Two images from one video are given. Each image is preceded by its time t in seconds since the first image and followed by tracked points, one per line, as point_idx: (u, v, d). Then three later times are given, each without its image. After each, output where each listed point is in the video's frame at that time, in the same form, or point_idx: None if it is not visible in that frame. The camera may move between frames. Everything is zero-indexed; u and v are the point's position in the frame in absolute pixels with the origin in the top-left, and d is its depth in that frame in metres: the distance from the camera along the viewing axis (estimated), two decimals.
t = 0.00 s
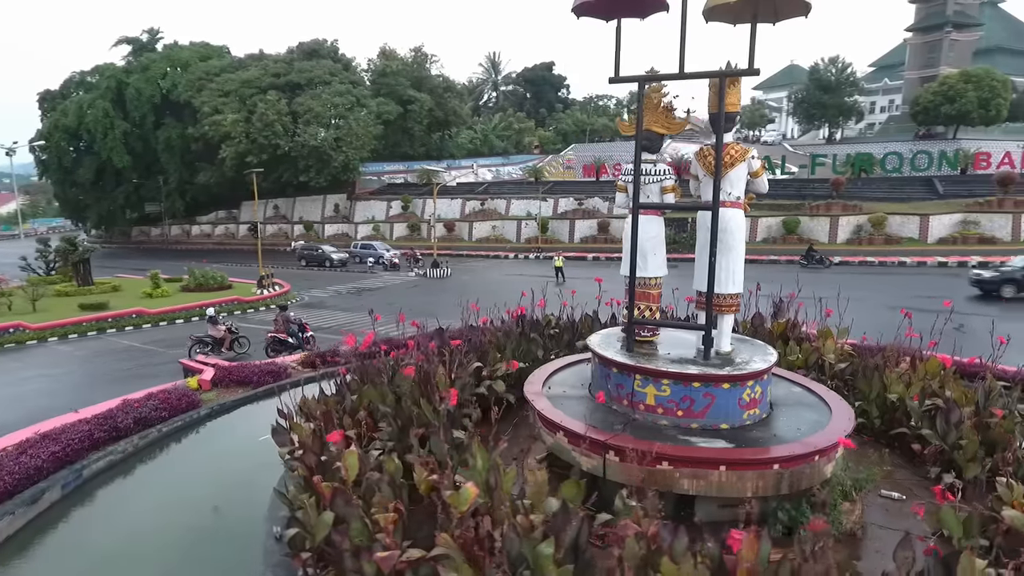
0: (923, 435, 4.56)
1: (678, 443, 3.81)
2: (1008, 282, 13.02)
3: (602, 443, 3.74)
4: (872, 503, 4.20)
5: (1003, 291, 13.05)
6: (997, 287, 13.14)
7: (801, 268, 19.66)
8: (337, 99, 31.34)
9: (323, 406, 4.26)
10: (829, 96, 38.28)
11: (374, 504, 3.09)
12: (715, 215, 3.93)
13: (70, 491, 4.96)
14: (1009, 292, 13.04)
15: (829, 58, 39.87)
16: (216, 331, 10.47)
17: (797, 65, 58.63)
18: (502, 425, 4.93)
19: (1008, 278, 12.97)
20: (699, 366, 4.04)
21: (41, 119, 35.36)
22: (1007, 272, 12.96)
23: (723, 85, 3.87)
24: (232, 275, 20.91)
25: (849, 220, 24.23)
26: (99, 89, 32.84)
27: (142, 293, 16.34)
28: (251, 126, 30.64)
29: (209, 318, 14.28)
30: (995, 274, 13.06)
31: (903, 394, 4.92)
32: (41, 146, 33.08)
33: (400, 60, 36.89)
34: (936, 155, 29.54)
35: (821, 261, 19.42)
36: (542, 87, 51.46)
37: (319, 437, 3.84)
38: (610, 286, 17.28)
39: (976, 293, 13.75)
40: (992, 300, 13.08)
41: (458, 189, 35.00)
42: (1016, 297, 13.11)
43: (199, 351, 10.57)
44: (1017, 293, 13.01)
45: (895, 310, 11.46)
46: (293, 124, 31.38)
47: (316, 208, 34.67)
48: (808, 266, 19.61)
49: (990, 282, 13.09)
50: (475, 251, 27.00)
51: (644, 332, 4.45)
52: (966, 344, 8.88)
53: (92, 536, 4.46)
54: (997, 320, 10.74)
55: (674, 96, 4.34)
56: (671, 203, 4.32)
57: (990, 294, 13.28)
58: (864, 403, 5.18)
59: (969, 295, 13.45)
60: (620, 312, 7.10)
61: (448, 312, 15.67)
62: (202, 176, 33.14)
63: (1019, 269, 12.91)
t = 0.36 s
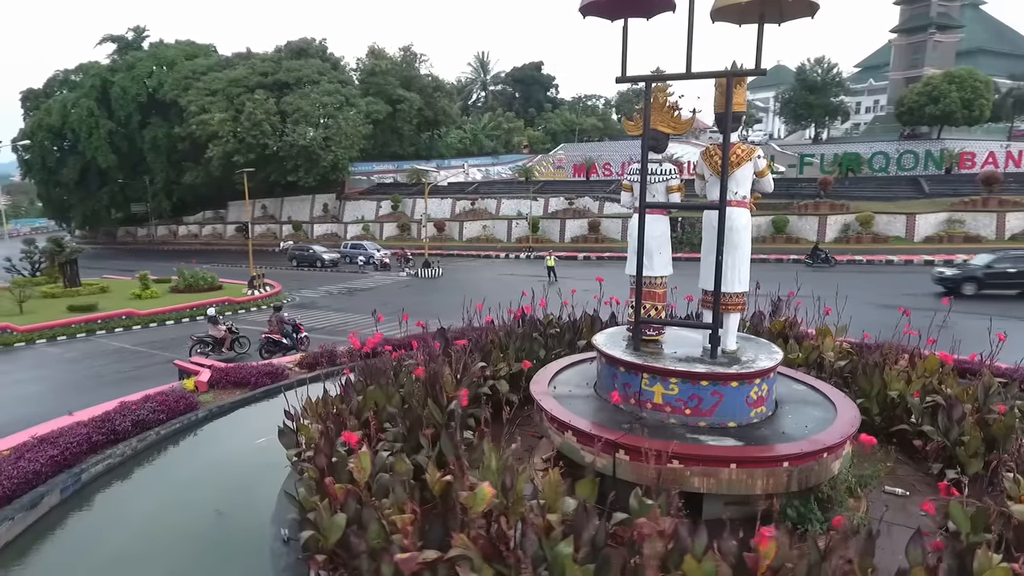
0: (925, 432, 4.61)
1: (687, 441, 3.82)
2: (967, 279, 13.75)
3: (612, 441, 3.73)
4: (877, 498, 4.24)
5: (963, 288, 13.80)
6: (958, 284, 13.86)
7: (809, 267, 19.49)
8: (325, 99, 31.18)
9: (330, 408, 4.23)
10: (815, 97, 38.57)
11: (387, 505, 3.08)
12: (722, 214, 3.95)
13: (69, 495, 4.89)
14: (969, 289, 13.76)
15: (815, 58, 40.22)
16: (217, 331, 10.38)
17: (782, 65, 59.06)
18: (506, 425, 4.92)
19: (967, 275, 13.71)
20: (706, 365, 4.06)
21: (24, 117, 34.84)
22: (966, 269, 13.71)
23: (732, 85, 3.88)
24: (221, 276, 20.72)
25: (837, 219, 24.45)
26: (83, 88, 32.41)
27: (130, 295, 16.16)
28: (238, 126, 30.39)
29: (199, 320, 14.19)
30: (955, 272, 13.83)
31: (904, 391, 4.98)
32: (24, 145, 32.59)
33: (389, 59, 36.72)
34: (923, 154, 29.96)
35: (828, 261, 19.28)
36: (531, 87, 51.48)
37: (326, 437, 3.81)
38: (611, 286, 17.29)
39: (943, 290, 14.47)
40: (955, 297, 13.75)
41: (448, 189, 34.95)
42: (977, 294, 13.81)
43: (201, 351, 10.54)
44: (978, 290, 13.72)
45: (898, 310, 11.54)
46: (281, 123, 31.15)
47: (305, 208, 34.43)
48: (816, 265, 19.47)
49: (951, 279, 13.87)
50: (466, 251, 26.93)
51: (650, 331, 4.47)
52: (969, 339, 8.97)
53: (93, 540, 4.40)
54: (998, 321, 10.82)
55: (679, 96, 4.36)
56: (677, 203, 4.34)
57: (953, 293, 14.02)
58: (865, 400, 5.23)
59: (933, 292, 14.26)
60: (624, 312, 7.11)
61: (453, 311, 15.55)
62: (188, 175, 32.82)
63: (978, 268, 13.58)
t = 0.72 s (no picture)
0: (922, 428, 4.68)
1: (693, 439, 3.84)
2: (926, 277, 14.27)
3: (618, 440, 3.74)
4: (878, 493, 4.28)
5: (922, 286, 14.30)
6: (918, 282, 14.35)
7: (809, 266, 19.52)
8: (311, 98, 31.00)
9: (332, 409, 4.22)
10: (799, 97, 38.92)
11: (398, 507, 3.07)
12: (726, 213, 3.98)
13: (64, 501, 4.80)
14: (928, 286, 14.27)
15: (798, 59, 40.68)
16: (212, 331, 10.33)
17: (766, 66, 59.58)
18: (508, 424, 4.91)
19: (926, 273, 14.22)
20: (710, 363, 4.09)
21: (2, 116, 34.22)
22: (925, 268, 14.23)
23: (735, 85, 3.91)
24: (206, 277, 20.48)
25: (822, 218, 24.70)
26: (63, 86, 31.90)
27: (114, 296, 15.92)
28: (223, 125, 30.11)
29: (185, 321, 14.03)
30: (915, 270, 14.33)
31: (900, 388, 5.05)
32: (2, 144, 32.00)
33: (375, 58, 36.53)
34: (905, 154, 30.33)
35: (829, 258, 19.26)
36: (516, 87, 51.56)
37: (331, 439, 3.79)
38: (608, 286, 17.20)
39: (902, 288, 14.98)
40: (915, 295, 14.22)
41: (436, 189, 34.89)
42: (935, 292, 14.32)
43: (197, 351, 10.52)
44: (935, 287, 14.24)
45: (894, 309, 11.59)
46: (267, 123, 30.88)
47: (290, 208, 34.14)
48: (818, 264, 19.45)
49: (910, 277, 14.35)
50: (454, 251, 26.85)
51: (653, 330, 4.49)
52: (962, 336, 9.14)
53: (90, 545, 4.33)
54: (990, 320, 10.91)
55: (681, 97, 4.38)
56: (680, 203, 4.36)
57: (913, 291, 14.50)
58: (862, 397, 5.29)
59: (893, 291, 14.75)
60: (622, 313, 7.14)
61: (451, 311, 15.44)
62: (171, 175, 32.44)
63: (936, 266, 14.11)
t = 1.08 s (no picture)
0: (917, 422, 4.77)
1: (700, 436, 3.87)
2: (871, 275, 14.67)
3: (626, 438, 3.76)
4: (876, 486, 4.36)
5: (868, 284, 14.69)
6: (864, 279, 14.75)
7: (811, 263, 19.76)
8: (290, 97, 30.64)
9: (336, 411, 4.18)
10: (775, 98, 39.39)
11: (413, 509, 3.05)
12: (728, 211, 4.03)
13: (56, 508, 4.69)
14: (873, 284, 14.66)
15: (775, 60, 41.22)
16: (206, 332, 10.24)
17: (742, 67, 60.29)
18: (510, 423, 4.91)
19: (871, 271, 14.63)
20: (714, 360, 4.14)
21: None
22: (869, 265, 14.65)
23: (737, 84, 3.96)
24: (186, 278, 20.15)
25: (800, 218, 25.09)
26: (33, 84, 31.09)
27: (92, 298, 15.59)
28: (199, 124, 29.62)
29: (166, 323, 13.80)
30: (861, 267, 14.72)
31: (894, 383, 5.16)
32: None
33: (355, 57, 36.20)
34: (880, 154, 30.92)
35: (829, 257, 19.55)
36: (496, 86, 51.53)
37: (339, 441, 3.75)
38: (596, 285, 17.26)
39: (850, 286, 15.37)
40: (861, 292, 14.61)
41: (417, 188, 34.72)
42: (881, 289, 14.72)
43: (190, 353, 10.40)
44: (880, 285, 14.63)
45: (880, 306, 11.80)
46: (245, 122, 30.44)
47: (269, 208, 33.67)
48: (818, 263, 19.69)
49: (856, 275, 14.75)
50: (437, 251, 26.73)
51: (656, 329, 4.52)
52: (954, 333, 9.42)
53: (86, 554, 4.23)
54: (977, 315, 11.17)
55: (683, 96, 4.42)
56: (681, 201, 4.40)
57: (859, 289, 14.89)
58: (856, 393, 5.40)
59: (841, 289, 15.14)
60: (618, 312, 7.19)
61: (442, 311, 15.40)
62: (146, 175, 31.84)
63: (881, 264, 14.50)
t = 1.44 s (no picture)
0: (909, 416, 4.88)
1: (706, 433, 3.90)
2: (818, 273, 15.09)
3: (633, 436, 3.78)
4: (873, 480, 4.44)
5: (815, 282, 15.11)
6: (811, 277, 15.17)
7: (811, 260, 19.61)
8: (267, 95, 30.26)
9: (339, 413, 4.14)
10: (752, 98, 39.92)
11: (428, 510, 3.04)
12: (730, 210, 4.07)
13: (47, 517, 4.58)
14: (820, 281, 15.08)
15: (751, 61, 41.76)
16: (198, 334, 10.07)
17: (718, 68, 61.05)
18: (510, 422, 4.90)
19: (817, 269, 15.06)
20: (716, 358, 4.18)
21: None
22: (816, 264, 15.05)
23: (738, 85, 4.01)
24: (163, 280, 19.79)
25: (778, 217, 25.48)
26: None
27: (67, 301, 15.22)
28: (174, 123, 29.12)
29: (145, 326, 13.53)
30: (808, 266, 15.10)
31: (885, 378, 5.29)
32: None
33: (333, 56, 35.84)
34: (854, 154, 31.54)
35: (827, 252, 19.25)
36: (475, 85, 51.51)
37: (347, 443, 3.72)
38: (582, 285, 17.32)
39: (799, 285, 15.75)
40: (808, 289, 15.01)
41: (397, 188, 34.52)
42: (827, 286, 15.14)
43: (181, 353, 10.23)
44: (826, 282, 15.06)
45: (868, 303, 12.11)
46: (221, 120, 29.97)
47: (247, 208, 33.17)
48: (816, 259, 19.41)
49: (804, 273, 15.13)
50: (418, 251, 26.59)
51: (657, 328, 4.55)
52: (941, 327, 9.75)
53: (81, 563, 4.14)
54: (964, 310, 11.55)
55: (683, 96, 4.45)
56: (680, 200, 4.45)
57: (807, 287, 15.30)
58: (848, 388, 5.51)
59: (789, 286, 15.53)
60: (610, 311, 7.25)
61: (430, 309, 15.37)
62: (119, 175, 31.19)
63: (826, 262, 14.90)
